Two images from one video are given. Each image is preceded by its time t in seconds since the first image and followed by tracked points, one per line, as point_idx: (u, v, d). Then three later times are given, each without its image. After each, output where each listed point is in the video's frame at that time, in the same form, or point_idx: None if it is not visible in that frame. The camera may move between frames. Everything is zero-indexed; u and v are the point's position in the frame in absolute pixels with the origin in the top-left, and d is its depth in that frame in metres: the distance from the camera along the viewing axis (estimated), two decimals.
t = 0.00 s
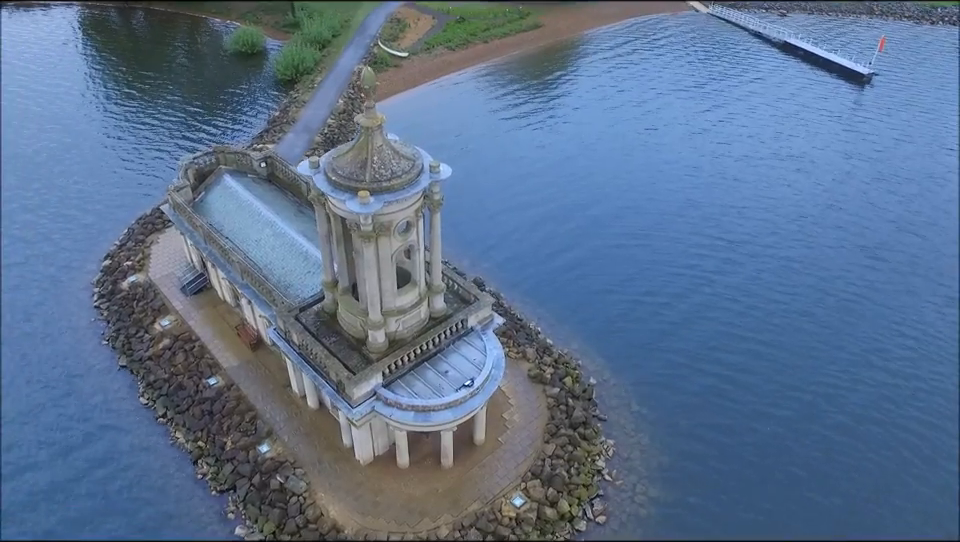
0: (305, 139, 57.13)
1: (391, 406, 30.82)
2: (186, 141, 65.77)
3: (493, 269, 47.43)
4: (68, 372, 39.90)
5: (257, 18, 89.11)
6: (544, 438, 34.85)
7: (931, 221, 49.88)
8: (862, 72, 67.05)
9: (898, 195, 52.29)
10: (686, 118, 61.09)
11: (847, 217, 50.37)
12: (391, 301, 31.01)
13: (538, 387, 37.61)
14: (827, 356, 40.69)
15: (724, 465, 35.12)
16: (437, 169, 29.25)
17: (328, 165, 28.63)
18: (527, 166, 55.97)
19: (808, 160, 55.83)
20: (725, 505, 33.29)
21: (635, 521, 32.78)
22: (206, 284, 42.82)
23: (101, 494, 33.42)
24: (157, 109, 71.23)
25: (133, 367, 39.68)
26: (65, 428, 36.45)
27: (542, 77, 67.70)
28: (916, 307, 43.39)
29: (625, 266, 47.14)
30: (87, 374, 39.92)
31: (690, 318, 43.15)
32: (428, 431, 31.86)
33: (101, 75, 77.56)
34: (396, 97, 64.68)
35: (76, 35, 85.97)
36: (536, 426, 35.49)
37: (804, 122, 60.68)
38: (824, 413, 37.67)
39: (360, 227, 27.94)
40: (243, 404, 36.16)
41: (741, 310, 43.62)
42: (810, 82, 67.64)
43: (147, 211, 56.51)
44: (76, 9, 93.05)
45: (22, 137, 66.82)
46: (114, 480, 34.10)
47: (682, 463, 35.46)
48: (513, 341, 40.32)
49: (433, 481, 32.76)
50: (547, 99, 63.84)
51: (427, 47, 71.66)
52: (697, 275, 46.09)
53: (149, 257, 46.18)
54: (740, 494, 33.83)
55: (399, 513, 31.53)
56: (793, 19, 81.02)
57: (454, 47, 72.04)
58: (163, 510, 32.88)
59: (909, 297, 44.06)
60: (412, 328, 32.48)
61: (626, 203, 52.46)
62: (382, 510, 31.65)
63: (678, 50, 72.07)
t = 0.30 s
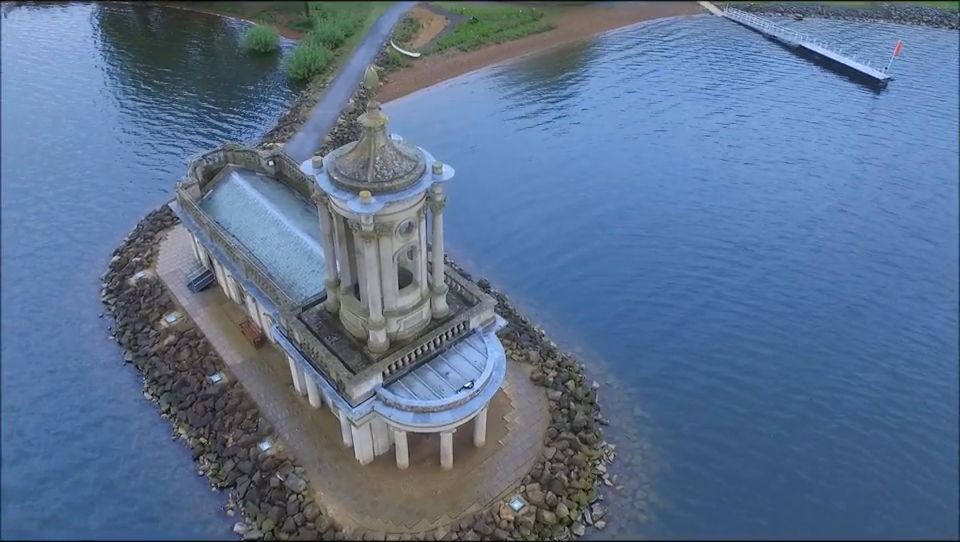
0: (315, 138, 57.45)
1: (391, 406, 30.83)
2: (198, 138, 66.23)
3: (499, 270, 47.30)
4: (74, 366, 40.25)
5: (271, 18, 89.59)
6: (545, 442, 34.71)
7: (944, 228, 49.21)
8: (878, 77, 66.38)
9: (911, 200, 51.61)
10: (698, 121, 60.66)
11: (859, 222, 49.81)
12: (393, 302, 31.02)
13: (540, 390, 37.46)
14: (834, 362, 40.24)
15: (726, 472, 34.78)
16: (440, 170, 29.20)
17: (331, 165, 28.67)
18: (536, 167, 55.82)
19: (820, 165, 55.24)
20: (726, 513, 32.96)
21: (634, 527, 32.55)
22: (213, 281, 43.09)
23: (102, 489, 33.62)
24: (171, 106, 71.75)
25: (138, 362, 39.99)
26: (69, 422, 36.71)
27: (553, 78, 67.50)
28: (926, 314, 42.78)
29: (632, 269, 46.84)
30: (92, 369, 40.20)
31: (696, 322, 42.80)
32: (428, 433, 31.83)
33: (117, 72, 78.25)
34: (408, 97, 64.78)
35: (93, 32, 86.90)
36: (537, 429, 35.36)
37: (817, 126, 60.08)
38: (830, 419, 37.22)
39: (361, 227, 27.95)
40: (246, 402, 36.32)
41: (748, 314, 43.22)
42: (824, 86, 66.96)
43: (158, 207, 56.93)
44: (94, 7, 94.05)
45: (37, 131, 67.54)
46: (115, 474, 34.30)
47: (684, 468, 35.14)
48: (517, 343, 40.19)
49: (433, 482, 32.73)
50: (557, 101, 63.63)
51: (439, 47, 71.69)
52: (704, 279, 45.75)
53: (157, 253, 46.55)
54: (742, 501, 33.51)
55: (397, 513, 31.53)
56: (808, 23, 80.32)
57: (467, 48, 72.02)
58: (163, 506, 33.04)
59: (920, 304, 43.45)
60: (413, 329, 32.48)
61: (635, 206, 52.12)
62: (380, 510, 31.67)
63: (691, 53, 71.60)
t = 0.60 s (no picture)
0: (326, 137, 57.75)
1: (390, 406, 30.83)
2: (211, 135, 66.73)
3: (505, 271, 47.21)
4: (80, 360, 40.66)
5: (287, 16, 90.03)
6: (545, 445, 34.58)
7: None
8: (896, 83, 65.52)
9: (927, 208, 50.84)
10: (711, 125, 60.20)
11: (872, 229, 49.17)
12: (394, 302, 31.05)
13: (543, 393, 37.32)
14: (841, 370, 39.83)
15: (728, 480, 34.49)
16: (442, 171, 29.16)
17: (334, 164, 28.72)
18: (546, 169, 55.65)
19: (834, 170, 54.60)
20: (726, 521, 32.67)
21: (633, 533, 32.35)
22: (220, 278, 43.39)
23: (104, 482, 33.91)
24: (186, 103, 72.28)
25: (144, 357, 40.36)
26: (74, 416, 37.09)
27: (567, 80, 67.26)
28: (938, 323, 42.13)
29: (639, 274, 46.58)
30: (99, 363, 40.61)
31: (702, 327, 42.51)
32: (427, 433, 31.82)
33: (133, 69, 78.92)
34: (420, 97, 64.84)
35: (111, 28, 87.85)
36: (538, 432, 35.23)
37: (832, 132, 59.36)
38: (836, 428, 36.84)
39: (363, 227, 27.96)
40: (248, 398, 36.50)
41: (756, 320, 42.86)
42: (841, 91, 66.19)
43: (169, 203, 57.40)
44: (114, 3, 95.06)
45: (54, 125, 68.38)
46: (118, 468, 34.62)
47: (686, 476, 34.87)
48: (520, 345, 40.07)
49: (431, 483, 32.69)
50: (569, 103, 63.38)
51: (453, 48, 71.69)
52: (711, 284, 45.42)
53: (166, 249, 46.94)
54: (743, 509, 33.19)
55: (395, 514, 31.53)
56: (827, 28, 79.44)
57: (481, 49, 71.94)
58: (163, 501, 33.27)
59: (931, 313, 42.80)
60: (415, 330, 32.48)
61: (644, 209, 51.82)
62: (378, 510, 31.69)
63: (707, 56, 71.04)
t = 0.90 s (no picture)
0: (336, 137, 57.96)
1: (390, 406, 30.81)
2: (222, 132, 67.10)
3: (511, 273, 47.06)
4: (86, 355, 40.99)
5: (301, 16, 90.40)
6: (546, 448, 34.43)
7: None
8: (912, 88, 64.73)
9: (940, 214, 50.14)
10: (722, 128, 59.76)
11: (883, 234, 48.53)
12: (395, 302, 31.05)
13: (545, 396, 37.17)
14: (848, 377, 39.34)
15: (729, 486, 34.14)
16: (445, 172, 29.09)
17: (337, 164, 28.78)
18: (555, 171, 55.49)
19: (846, 175, 53.97)
20: (726, 529, 32.34)
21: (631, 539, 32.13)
22: (226, 275, 43.62)
23: (105, 477, 34.09)
24: (200, 101, 72.72)
25: (149, 352, 40.64)
26: (79, 410, 37.41)
27: (578, 82, 67.06)
28: (949, 331, 41.50)
29: (646, 277, 46.28)
30: (105, 357, 40.92)
31: (707, 333, 42.18)
32: (426, 434, 31.80)
33: (149, 66, 79.52)
34: (432, 97, 64.84)
35: (128, 26, 88.62)
36: (538, 435, 35.09)
37: (845, 136, 58.71)
38: (841, 435, 36.40)
39: (364, 227, 27.98)
40: (251, 395, 36.66)
41: (762, 325, 42.44)
42: (856, 95, 65.50)
43: (179, 199, 57.76)
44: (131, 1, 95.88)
45: (69, 121, 69.03)
46: (120, 463, 34.81)
47: (687, 482, 34.57)
48: (523, 348, 39.94)
49: (430, 484, 32.65)
50: (580, 104, 63.15)
51: (465, 49, 71.68)
52: (718, 289, 45.06)
53: (174, 245, 47.25)
54: (745, 516, 32.84)
55: (393, 514, 31.52)
56: (843, 32, 78.65)
57: (493, 49, 71.88)
58: (163, 496, 33.44)
59: (942, 321, 42.17)
60: (416, 330, 32.46)
61: (653, 212, 51.49)
62: (376, 510, 31.69)
63: (720, 59, 70.50)
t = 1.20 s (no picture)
0: (347, 136, 58.17)
1: (389, 406, 30.81)
2: (236, 129, 67.55)
3: (518, 275, 46.92)
4: (94, 349, 41.42)
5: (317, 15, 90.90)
6: (546, 452, 34.29)
7: None
8: (931, 95, 63.82)
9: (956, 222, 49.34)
10: (736, 132, 59.26)
11: (897, 241, 47.80)
12: (397, 302, 31.08)
13: (548, 399, 37.01)
14: (858, 385, 38.73)
15: (732, 493, 33.72)
16: (448, 173, 29.03)
17: (340, 163, 28.84)
18: (566, 173, 55.30)
19: (861, 181, 53.29)
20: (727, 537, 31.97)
21: None
22: (234, 272, 43.91)
23: (107, 469, 34.32)
24: (216, 98, 73.26)
25: (156, 347, 41.01)
26: (84, 402, 37.75)
27: (592, 84, 66.81)
28: None
29: (654, 280, 45.90)
30: (113, 352, 41.33)
31: (715, 338, 41.73)
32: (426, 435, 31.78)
33: (167, 63, 80.24)
34: (445, 98, 64.85)
35: (147, 23, 89.58)
36: (540, 438, 34.93)
37: (861, 141, 57.99)
38: (849, 443, 35.83)
39: (365, 226, 27.99)
40: (254, 392, 36.87)
41: (771, 332, 41.93)
42: (873, 101, 64.72)
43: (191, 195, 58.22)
44: None
45: (86, 117, 69.93)
46: (123, 456, 35.09)
47: (689, 488, 34.21)
48: (527, 350, 39.80)
49: (430, 485, 32.63)
50: (594, 107, 62.82)
51: (479, 49, 71.66)
52: (728, 294, 44.59)
53: (184, 241, 47.65)
54: (746, 524, 32.43)
55: (391, 513, 31.53)
56: (862, 37, 77.73)
57: (507, 51, 71.80)
58: (164, 491, 33.65)
59: (955, 330, 41.46)
60: (418, 331, 32.48)
61: (663, 215, 51.10)
62: (374, 510, 31.72)
63: (736, 63, 69.92)
